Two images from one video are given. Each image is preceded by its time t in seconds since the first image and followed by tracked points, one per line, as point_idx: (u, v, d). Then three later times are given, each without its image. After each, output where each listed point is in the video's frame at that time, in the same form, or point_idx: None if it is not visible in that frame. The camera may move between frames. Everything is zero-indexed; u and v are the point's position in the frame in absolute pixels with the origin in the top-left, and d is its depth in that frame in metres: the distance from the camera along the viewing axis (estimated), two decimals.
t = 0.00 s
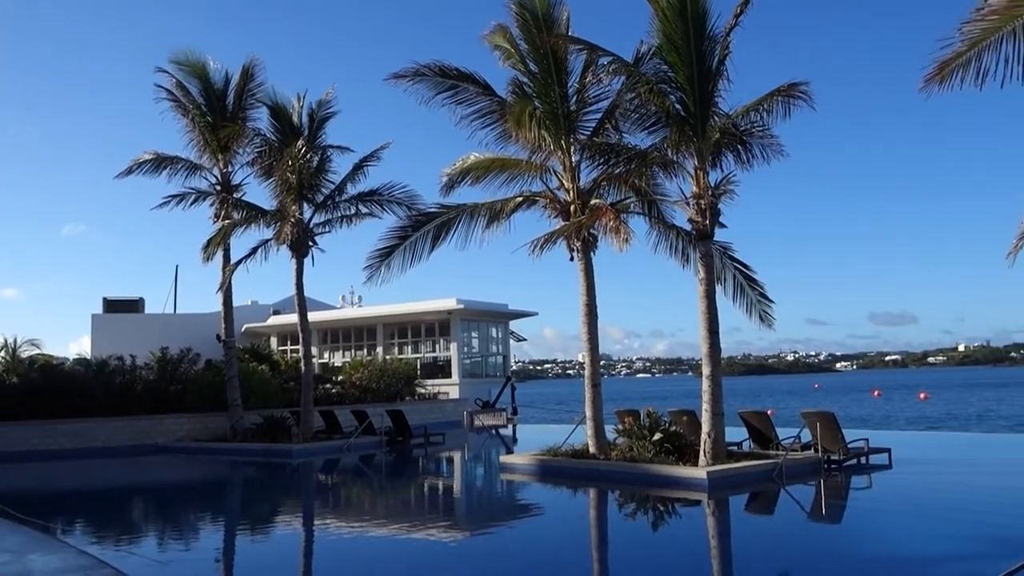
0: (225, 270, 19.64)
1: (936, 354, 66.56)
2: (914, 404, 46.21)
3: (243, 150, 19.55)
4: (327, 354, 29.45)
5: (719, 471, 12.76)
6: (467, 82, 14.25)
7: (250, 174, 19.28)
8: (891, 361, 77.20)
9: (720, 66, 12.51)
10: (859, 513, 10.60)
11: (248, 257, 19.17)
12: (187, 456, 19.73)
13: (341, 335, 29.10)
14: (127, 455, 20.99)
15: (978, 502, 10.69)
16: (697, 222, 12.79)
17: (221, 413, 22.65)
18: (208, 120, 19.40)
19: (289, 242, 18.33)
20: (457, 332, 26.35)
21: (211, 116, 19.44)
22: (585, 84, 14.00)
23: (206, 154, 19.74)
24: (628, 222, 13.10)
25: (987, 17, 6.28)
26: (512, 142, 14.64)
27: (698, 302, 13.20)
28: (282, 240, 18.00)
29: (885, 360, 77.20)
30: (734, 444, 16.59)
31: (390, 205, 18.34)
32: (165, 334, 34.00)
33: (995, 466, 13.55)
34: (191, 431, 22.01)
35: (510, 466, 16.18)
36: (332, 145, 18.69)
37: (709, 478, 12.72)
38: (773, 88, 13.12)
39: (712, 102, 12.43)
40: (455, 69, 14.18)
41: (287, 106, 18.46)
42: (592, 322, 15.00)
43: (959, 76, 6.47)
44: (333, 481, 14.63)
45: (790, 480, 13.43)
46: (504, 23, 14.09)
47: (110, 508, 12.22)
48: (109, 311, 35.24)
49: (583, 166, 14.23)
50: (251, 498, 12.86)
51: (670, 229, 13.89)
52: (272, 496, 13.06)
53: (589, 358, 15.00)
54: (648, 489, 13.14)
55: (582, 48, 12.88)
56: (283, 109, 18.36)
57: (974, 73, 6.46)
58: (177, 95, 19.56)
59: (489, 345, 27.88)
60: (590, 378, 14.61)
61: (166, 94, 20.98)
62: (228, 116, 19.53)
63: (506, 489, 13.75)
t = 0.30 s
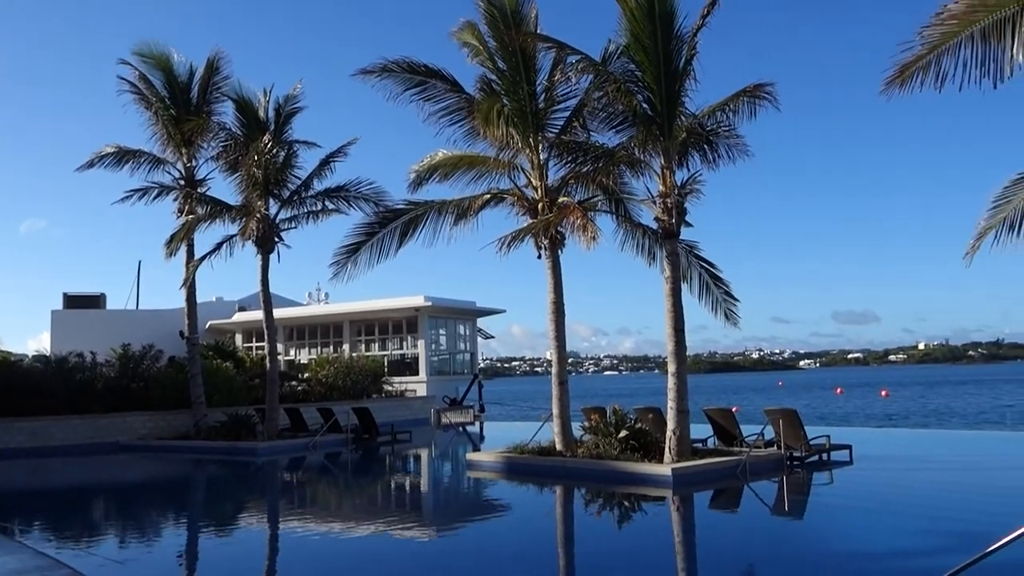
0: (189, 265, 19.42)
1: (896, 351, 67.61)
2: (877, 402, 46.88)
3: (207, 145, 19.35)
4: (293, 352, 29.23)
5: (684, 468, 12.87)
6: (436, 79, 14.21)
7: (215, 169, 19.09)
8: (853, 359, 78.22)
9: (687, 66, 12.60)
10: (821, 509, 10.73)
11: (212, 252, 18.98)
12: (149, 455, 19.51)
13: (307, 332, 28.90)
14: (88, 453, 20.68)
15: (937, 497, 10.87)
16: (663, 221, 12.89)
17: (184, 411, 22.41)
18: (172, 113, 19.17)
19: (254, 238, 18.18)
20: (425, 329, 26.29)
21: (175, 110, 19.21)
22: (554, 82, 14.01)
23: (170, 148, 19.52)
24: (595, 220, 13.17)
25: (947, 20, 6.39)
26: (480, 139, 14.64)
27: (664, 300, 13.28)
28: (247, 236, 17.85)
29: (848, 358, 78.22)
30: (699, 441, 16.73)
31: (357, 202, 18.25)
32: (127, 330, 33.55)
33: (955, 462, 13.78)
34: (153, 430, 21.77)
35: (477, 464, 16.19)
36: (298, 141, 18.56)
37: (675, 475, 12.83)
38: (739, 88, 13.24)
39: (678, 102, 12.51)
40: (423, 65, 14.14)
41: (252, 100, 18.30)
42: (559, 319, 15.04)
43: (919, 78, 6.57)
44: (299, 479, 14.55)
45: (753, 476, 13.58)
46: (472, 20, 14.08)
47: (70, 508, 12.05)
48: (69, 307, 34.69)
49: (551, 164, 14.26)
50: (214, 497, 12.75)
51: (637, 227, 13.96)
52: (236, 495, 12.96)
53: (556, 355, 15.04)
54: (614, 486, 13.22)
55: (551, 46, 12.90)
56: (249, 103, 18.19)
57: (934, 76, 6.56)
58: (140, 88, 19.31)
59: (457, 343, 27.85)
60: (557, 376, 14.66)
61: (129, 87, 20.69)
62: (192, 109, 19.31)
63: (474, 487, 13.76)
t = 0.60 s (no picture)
0: (156, 262, 19.20)
1: (863, 351, 68.44)
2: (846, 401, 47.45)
3: (176, 139, 19.14)
4: (262, 350, 28.98)
5: (654, 467, 12.93)
6: (408, 76, 14.16)
7: (184, 164, 18.89)
8: (820, 358, 79.17)
9: (659, 66, 12.65)
10: (789, 507, 10.82)
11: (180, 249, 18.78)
12: (114, 454, 19.28)
13: (277, 330, 28.67)
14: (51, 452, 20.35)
15: (903, 495, 11.00)
16: (634, 221, 12.94)
17: (151, 410, 22.17)
18: (139, 107, 18.94)
19: (224, 234, 18.02)
20: (397, 328, 26.19)
21: (142, 104, 18.98)
22: (527, 81, 14.02)
23: (138, 142, 19.28)
24: (567, 219, 13.21)
25: (914, 25, 6.47)
26: (453, 137, 14.61)
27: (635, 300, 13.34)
28: (216, 232, 17.69)
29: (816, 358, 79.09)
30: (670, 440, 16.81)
31: (329, 199, 18.14)
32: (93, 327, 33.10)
33: (920, 461, 13.94)
34: (119, 429, 21.52)
35: (447, 463, 16.16)
36: (269, 137, 18.40)
37: (644, 473, 12.90)
38: (710, 90, 13.34)
39: (650, 103, 12.56)
40: (395, 62, 14.08)
41: (222, 95, 18.12)
42: (531, 318, 15.05)
43: (886, 82, 6.64)
44: (267, 479, 14.45)
45: (722, 475, 13.67)
46: (445, 18, 14.05)
47: (33, 509, 11.88)
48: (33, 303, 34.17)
49: (523, 163, 14.27)
50: (181, 496, 12.63)
51: (609, 227, 14.00)
52: (203, 494, 12.84)
53: (527, 354, 15.05)
54: (584, 485, 13.25)
55: (524, 44, 12.90)
56: (218, 98, 18.01)
57: (900, 80, 6.65)
58: (106, 81, 19.06)
59: (429, 341, 27.77)
60: (528, 375, 14.67)
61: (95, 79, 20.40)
62: (160, 103, 19.10)
63: (445, 486, 13.74)
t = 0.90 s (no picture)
0: (126, 260, 18.99)
1: (834, 352, 69.10)
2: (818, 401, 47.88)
3: (147, 137, 18.95)
4: (234, 349, 28.75)
5: (626, 467, 12.98)
6: (383, 75, 14.12)
7: (155, 162, 18.71)
8: (791, 359, 79.84)
9: (633, 68, 12.70)
10: (760, 506, 10.89)
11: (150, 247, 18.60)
12: (82, 455, 19.04)
13: (249, 329, 28.46)
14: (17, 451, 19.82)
15: (872, 494, 11.11)
16: (608, 221, 13.00)
17: (120, 410, 21.92)
18: (109, 103, 18.73)
19: (195, 233, 17.87)
20: (370, 328, 26.09)
21: (112, 100, 18.77)
22: (502, 81, 14.02)
23: (107, 139, 19.05)
24: (541, 219, 13.24)
25: (883, 30, 6.55)
26: (427, 137, 14.60)
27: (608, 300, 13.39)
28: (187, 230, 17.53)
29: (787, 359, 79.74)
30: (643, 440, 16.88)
31: (302, 197, 18.05)
32: (61, 325, 32.60)
33: (889, 460, 14.09)
34: (87, 429, 21.26)
35: (420, 463, 16.13)
36: (241, 134, 18.27)
37: (617, 473, 12.96)
38: (683, 92, 13.44)
39: (624, 104, 12.62)
40: (370, 60, 14.03)
41: (193, 92, 17.97)
42: (504, 318, 15.06)
43: (855, 86, 6.72)
44: (239, 480, 14.35)
45: (694, 474, 13.75)
46: (420, 17, 14.04)
47: None
48: None
49: (498, 163, 14.28)
50: (150, 498, 12.51)
51: (583, 227, 14.04)
52: (172, 495, 12.72)
53: (501, 354, 15.06)
54: (557, 485, 13.27)
55: (498, 44, 12.91)
56: (189, 95, 17.86)
57: (869, 84, 6.73)
58: (75, 76, 18.83)
59: (402, 341, 27.68)
60: (502, 375, 14.67)
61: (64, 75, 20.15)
62: (130, 100, 18.90)
63: (419, 486, 13.72)
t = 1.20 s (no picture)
0: (96, 259, 18.78)
1: (805, 351, 69.86)
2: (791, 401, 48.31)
3: (117, 134, 18.75)
4: (206, 350, 28.51)
5: (600, 467, 13.03)
6: (357, 74, 14.06)
7: (125, 160, 18.52)
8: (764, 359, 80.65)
9: (607, 70, 12.74)
10: (732, 506, 10.97)
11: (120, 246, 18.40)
12: (50, 457, 18.81)
13: (221, 330, 28.24)
14: None
15: (840, 493, 11.24)
16: (582, 222, 13.05)
17: (89, 411, 21.67)
18: (78, 100, 18.51)
19: (166, 232, 17.72)
20: (344, 328, 25.97)
21: (81, 97, 18.55)
22: (477, 81, 14.02)
23: (76, 137, 18.82)
24: (516, 220, 13.25)
25: (853, 35, 6.62)
26: (402, 137, 14.58)
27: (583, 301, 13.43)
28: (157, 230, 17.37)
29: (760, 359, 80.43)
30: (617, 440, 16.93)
31: (275, 197, 17.94)
32: (30, 326, 32.16)
33: (859, 459, 14.23)
34: (56, 430, 21.01)
35: (394, 464, 16.09)
36: (214, 133, 18.14)
37: (591, 473, 13.00)
38: (657, 94, 13.53)
39: (598, 106, 12.66)
40: (344, 60, 13.97)
41: (165, 89, 17.82)
42: (479, 318, 15.06)
43: (825, 89, 6.80)
44: (211, 482, 14.23)
45: (666, 474, 13.82)
46: (395, 17, 14.00)
47: None
48: None
49: (473, 163, 14.28)
50: (120, 501, 12.38)
51: (558, 228, 14.07)
52: (142, 498, 12.60)
53: (476, 354, 15.06)
54: (531, 485, 13.28)
55: (473, 44, 12.91)
56: (161, 93, 17.70)
57: (839, 87, 6.80)
58: (44, 73, 18.60)
59: (377, 341, 27.58)
60: (476, 376, 14.67)
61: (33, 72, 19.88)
62: (100, 97, 18.69)
63: (392, 487, 13.68)
